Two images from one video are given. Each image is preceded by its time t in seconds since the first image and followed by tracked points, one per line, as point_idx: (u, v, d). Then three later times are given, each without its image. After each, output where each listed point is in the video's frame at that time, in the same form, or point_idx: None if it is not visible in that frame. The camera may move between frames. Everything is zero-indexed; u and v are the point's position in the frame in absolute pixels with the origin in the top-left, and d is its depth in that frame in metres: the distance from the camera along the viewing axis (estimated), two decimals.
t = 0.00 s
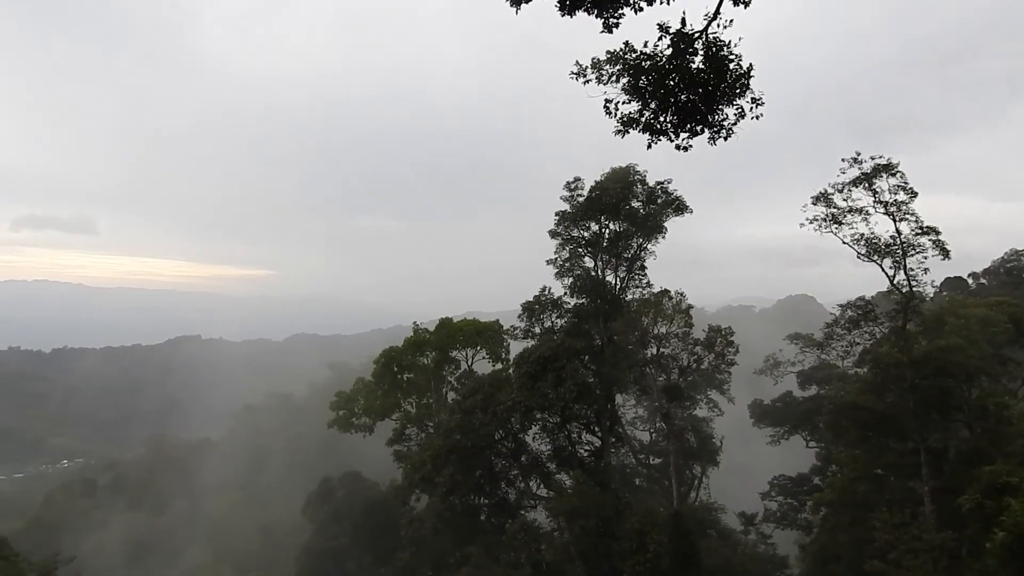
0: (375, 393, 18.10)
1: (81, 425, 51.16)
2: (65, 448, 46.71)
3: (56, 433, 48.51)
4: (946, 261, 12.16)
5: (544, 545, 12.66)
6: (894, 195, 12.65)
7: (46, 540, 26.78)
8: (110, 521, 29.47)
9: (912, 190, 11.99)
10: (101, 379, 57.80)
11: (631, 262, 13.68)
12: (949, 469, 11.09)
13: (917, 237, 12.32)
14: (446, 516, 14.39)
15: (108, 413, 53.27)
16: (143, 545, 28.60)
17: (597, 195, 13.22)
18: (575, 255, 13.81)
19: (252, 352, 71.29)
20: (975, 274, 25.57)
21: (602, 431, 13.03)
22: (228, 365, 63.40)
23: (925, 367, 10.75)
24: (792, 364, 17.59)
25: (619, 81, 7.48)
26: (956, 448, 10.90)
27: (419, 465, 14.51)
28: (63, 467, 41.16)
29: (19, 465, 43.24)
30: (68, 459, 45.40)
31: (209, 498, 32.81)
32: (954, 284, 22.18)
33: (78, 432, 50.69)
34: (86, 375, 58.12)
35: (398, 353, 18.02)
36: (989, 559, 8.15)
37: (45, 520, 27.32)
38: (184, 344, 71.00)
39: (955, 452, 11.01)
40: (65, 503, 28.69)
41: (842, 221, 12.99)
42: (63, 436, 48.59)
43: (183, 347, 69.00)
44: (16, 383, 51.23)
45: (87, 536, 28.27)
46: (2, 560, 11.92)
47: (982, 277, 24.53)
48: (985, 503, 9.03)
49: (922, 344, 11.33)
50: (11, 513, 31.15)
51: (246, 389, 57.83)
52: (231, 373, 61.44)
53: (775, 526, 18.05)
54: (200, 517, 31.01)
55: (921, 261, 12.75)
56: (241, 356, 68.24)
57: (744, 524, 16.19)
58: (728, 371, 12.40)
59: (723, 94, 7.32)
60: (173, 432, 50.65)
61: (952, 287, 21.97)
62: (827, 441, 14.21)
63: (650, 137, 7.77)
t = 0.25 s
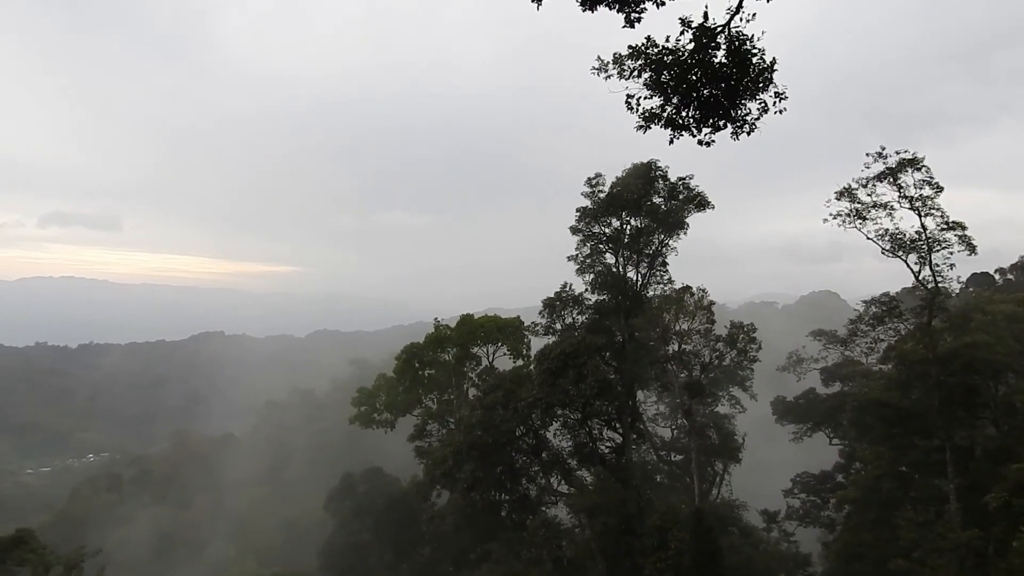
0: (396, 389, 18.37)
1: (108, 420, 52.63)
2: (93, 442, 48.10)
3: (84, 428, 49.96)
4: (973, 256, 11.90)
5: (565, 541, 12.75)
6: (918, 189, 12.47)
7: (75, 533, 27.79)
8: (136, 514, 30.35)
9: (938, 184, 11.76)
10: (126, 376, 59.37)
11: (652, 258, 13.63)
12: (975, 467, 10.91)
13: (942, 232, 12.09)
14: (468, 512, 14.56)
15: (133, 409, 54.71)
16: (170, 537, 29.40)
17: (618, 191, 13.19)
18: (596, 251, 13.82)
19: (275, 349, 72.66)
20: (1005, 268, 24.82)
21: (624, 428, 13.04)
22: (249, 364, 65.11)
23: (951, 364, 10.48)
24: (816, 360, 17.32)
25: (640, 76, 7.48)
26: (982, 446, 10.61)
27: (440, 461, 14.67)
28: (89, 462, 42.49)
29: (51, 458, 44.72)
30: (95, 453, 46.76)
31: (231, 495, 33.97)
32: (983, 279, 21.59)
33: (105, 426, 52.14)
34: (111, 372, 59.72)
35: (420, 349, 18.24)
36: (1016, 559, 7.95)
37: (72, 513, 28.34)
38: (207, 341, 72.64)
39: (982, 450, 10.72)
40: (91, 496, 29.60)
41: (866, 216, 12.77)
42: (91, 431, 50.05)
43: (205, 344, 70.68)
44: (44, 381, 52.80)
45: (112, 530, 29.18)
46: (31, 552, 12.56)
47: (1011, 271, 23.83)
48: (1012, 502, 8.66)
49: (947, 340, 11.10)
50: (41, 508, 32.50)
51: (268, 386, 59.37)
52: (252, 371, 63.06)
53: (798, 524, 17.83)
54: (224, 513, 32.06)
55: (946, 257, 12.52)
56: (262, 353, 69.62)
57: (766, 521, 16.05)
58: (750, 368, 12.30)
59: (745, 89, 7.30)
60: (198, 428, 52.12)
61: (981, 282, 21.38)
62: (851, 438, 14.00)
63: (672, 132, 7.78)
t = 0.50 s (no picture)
0: (411, 387, 18.52)
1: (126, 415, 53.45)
2: (111, 439, 48.88)
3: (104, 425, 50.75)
4: (993, 252, 11.70)
5: (581, 538, 12.80)
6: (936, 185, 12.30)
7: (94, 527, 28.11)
8: (153, 510, 30.91)
9: (957, 180, 11.58)
10: (144, 373, 60.27)
11: (667, 255, 13.57)
12: (994, 464, 10.79)
13: (960, 228, 11.89)
14: (484, 509, 14.66)
15: (150, 406, 55.44)
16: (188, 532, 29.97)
17: (633, 187, 13.16)
18: (611, 249, 13.81)
19: (291, 347, 73.63)
20: None
21: (639, 426, 13.04)
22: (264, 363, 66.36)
23: (970, 361, 10.29)
24: (833, 357, 17.12)
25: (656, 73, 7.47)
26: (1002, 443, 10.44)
27: (456, 458, 14.74)
28: (109, 459, 43.34)
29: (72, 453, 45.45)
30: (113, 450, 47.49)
31: (248, 491, 34.52)
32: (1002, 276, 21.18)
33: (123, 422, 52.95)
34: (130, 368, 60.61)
35: (436, 346, 18.36)
36: None
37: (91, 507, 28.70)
38: (223, 339, 73.81)
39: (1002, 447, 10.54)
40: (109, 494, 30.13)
41: (883, 212, 12.59)
42: (110, 427, 50.87)
43: (221, 342, 71.84)
44: (64, 378, 53.75)
45: (131, 526, 29.76)
46: (51, 547, 12.95)
47: None
48: None
49: (966, 337, 10.92)
50: (62, 505, 33.23)
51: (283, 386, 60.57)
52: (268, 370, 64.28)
53: (814, 522, 17.66)
54: (242, 508, 32.74)
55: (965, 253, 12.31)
56: (278, 351, 70.55)
57: (783, 519, 15.92)
58: (767, 365, 12.22)
59: (762, 84, 7.27)
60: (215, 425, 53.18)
61: (1000, 278, 21.00)
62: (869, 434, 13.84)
63: (687, 128, 7.77)
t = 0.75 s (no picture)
0: (424, 384, 18.67)
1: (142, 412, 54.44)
2: (127, 436, 49.85)
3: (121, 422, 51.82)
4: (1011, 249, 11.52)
5: (594, 536, 12.82)
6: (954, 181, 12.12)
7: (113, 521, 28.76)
8: (169, 506, 31.53)
9: (974, 177, 11.43)
10: (160, 370, 61.35)
11: (681, 253, 13.51)
12: (1012, 464, 10.63)
13: (977, 224, 11.70)
14: (497, 506, 14.75)
15: (165, 403, 56.41)
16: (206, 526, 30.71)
17: (646, 185, 13.12)
18: (624, 246, 13.79)
19: (306, 345, 74.39)
20: None
21: (653, 424, 13.03)
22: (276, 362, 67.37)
23: (987, 359, 10.15)
24: (848, 355, 16.92)
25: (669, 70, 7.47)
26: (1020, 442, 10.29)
27: (469, 456, 14.85)
28: (125, 455, 44.27)
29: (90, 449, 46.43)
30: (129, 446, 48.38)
31: (262, 488, 35.02)
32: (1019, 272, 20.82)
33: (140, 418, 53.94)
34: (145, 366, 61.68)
35: (448, 344, 18.46)
36: None
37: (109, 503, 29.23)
38: (238, 337, 74.80)
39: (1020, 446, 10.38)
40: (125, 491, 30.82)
41: (899, 209, 12.43)
42: (127, 424, 51.93)
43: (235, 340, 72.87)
44: (82, 376, 54.99)
45: (147, 522, 30.28)
46: (69, 544, 13.65)
47: None
48: None
49: (983, 335, 10.77)
50: (80, 501, 34.11)
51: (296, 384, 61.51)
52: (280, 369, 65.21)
53: (829, 520, 17.51)
54: (256, 505, 33.16)
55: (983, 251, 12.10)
56: (293, 350, 71.40)
57: (797, 517, 15.82)
58: (781, 363, 12.16)
59: (776, 81, 7.26)
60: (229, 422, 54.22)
61: (1018, 275, 20.65)
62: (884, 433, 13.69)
63: (702, 125, 7.77)
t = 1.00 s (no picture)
0: (438, 382, 18.81)
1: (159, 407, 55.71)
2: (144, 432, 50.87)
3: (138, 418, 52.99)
4: None
5: (607, 536, 12.83)
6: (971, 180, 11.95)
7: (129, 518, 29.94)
8: (184, 502, 32.24)
9: (992, 176, 11.26)
10: (176, 367, 62.60)
11: (695, 252, 13.46)
12: None
13: (995, 223, 11.52)
14: (511, 505, 14.84)
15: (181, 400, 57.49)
16: (222, 520, 31.02)
17: (661, 184, 13.10)
18: (638, 245, 13.77)
19: (321, 343, 75.17)
20: None
21: (667, 423, 13.01)
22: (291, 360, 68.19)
23: (1004, 360, 9.96)
24: (864, 355, 16.72)
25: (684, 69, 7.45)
26: None
27: (482, 454, 14.97)
28: (141, 452, 45.20)
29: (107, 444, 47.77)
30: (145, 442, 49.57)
31: (276, 485, 35.45)
32: None
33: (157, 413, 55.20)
34: (162, 362, 63.24)
35: (462, 342, 18.58)
36: None
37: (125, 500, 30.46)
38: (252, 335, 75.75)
39: None
40: (140, 489, 31.57)
41: (915, 209, 12.27)
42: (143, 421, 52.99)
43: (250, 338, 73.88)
44: (99, 373, 56.52)
45: (163, 518, 31.03)
46: (85, 539, 13.92)
47: None
48: None
49: (1001, 335, 10.60)
50: (96, 497, 34.90)
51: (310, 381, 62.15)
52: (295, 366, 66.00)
53: (844, 521, 17.35)
54: (271, 501, 33.64)
55: (1000, 250, 11.92)
56: (307, 348, 72.24)
57: (811, 518, 15.67)
58: (796, 362, 12.11)
59: (792, 79, 7.23)
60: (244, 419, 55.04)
61: None
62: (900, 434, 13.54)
63: (716, 124, 7.76)
